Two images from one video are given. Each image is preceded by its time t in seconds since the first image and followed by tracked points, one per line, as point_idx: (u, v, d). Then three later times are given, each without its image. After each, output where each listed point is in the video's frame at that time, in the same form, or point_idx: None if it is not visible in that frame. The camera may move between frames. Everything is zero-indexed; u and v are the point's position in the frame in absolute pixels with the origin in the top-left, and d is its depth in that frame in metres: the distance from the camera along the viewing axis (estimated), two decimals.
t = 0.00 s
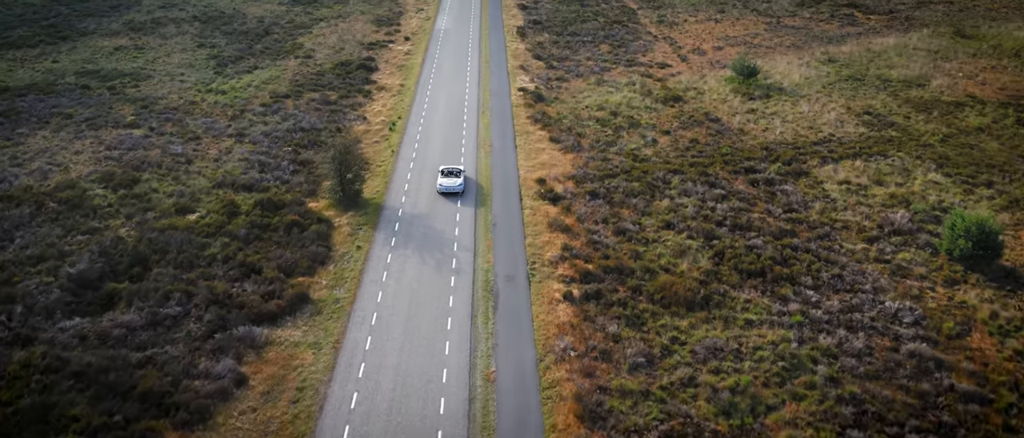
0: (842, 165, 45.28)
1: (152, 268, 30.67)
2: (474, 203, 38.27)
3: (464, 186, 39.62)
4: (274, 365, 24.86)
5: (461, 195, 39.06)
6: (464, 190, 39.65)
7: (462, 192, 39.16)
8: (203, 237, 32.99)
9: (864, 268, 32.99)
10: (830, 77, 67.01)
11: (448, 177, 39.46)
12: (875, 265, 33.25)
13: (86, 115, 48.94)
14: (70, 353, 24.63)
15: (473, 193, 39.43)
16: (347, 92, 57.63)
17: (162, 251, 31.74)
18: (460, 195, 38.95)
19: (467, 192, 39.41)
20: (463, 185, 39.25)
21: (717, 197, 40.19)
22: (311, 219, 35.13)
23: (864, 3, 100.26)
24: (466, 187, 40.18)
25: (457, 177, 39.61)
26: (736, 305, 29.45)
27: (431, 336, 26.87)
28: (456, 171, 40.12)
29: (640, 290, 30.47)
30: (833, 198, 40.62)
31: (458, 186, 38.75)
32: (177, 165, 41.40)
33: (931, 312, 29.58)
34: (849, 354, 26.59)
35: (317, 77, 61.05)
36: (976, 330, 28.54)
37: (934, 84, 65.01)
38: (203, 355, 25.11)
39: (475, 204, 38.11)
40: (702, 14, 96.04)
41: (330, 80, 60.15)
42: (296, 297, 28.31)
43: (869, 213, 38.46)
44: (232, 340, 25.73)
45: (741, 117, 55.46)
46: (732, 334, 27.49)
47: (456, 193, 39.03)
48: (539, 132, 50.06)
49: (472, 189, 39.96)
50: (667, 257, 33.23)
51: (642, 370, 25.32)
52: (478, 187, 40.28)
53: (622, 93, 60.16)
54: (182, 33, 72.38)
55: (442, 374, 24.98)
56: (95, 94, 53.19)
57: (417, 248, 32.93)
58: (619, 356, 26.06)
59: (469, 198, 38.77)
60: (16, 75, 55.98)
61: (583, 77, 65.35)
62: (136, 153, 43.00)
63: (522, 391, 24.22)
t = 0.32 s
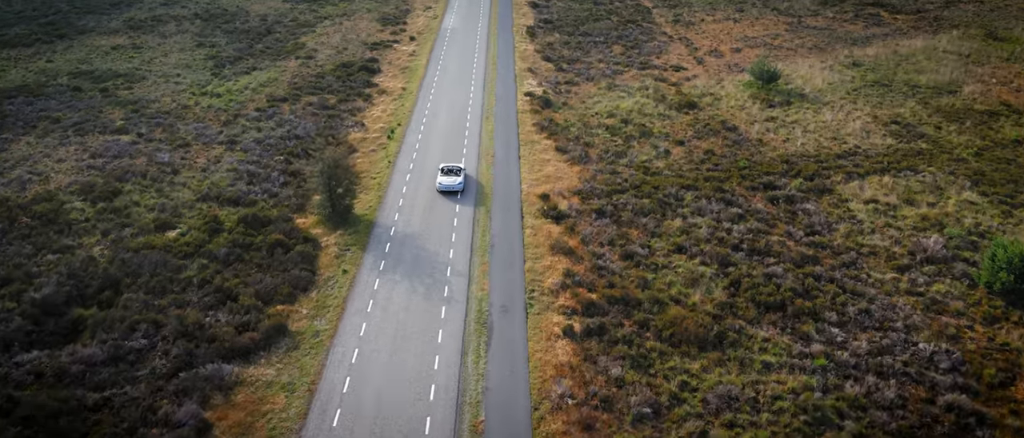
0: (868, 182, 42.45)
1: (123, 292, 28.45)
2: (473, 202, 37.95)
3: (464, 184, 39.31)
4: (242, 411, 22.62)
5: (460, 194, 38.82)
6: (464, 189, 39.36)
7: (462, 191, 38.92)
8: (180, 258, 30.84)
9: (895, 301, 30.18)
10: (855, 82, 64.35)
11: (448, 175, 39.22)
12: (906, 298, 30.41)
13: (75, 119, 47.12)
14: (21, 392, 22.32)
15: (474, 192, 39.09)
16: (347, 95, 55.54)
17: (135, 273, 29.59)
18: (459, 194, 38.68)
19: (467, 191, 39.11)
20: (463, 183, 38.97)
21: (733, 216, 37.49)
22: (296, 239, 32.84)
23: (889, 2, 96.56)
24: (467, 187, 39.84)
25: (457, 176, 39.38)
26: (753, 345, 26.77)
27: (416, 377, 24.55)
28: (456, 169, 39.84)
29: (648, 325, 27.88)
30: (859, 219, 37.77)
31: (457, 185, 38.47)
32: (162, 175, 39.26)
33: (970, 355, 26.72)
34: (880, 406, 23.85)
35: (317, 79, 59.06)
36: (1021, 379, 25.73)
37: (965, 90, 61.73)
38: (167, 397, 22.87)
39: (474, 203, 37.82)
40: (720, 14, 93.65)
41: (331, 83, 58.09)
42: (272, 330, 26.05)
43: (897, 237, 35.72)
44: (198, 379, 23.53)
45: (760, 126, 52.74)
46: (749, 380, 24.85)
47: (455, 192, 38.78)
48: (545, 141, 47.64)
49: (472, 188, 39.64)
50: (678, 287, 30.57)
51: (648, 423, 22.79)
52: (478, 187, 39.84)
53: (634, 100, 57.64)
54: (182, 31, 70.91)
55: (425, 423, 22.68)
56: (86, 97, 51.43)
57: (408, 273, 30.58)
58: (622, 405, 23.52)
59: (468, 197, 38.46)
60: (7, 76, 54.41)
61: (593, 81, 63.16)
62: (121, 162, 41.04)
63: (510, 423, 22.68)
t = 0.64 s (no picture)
0: (894, 199, 39.82)
1: (90, 317, 26.51)
2: (473, 200, 37.59)
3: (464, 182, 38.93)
4: None
5: (460, 191, 38.44)
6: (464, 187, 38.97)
7: (462, 188, 38.53)
8: (155, 278, 28.95)
9: (924, 338, 27.61)
10: (879, 88, 61.66)
11: (448, 173, 38.76)
12: (937, 335, 27.80)
13: (64, 122, 45.54)
14: None
15: (474, 189, 38.79)
16: (346, 99, 53.67)
17: (105, 294, 27.69)
18: (459, 192, 38.30)
19: (467, 189, 38.75)
20: (463, 181, 38.49)
21: (748, 236, 35.03)
22: (279, 257, 30.83)
23: (915, 2, 93.03)
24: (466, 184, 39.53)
25: (457, 173, 38.98)
26: (767, 388, 24.38)
27: (394, 422, 22.44)
28: (456, 168, 39.47)
29: (653, 363, 25.53)
30: (884, 242, 35.16)
31: (457, 183, 37.99)
32: (146, 185, 37.47)
33: (1009, 405, 24.15)
34: None
35: (317, 81, 57.31)
36: None
37: (997, 97, 58.56)
38: None
39: (474, 201, 37.50)
40: (738, 13, 91.90)
41: (331, 86, 56.28)
42: (244, 364, 24.01)
43: (926, 263, 33.14)
44: (159, 421, 21.55)
45: (778, 135, 50.16)
46: (763, 431, 22.48)
47: (455, 190, 38.36)
48: (550, 151, 45.38)
49: (472, 185, 39.35)
50: (687, 318, 28.18)
51: None
52: (478, 184, 39.50)
53: (645, 106, 55.28)
54: (183, 29, 69.81)
55: None
56: (78, 98, 49.91)
57: (394, 299, 28.42)
58: None
59: (468, 195, 38.10)
60: None
61: (603, 85, 61.09)
62: (106, 169, 39.33)
63: None
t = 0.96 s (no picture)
0: (926, 222, 36.73)
1: (48, 347, 24.42)
2: (473, 197, 37.36)
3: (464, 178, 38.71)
4: None
5: (460, 188, 38.20)
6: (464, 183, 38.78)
7: (462, 185, 38.30)
8: (121, 302, 26.97)
9: (961, 389, 24.72)
10: (910, 94, 58.16)
11: (448, 169, 38.51)
12: (975, 386, 24.89)
13: (51, 124, 43.98)
14: None
15: (474, 185, 38.66)
16: (346, 101, 51.59)
17: (65, 320, 25.69)
18: (459, 188, 38.08)
19: (467, 185, 38.58)
20: (463, 177, 38.27)
21: (765, 263, 32.25)
22: (256, 280, 28.68)
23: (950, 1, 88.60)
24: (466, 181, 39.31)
25: (457, 169, 38.63)
26: None
27: None
28: (456, 162, 39.15)
29: (655, 413, 22.96)
30: (915, 272, 32.18)
31: (457, 180, 37.73)
32: (126, 195, 35.64)
33: None
34: None
35: (317, 82, 55.38)
36: None
37: None
38: None
39: (475, 197, 37.34)
40: (760, 12, 88.81)
41: (331, 88, 54.28)
42: (203, 408, 21.86)
43: (961, 299, 30.13)
44: None
45: (800, 147, 47.09)
46: None
47: (455, 186, 38.16)
48: (555, 162, 42.84)
49: (473, 181, 39.29)
50: (694, 360, 25.52)
51: None
52: (479, 181, 39.33)
53: (658, 113, 52.51)
54: (185, 25, 68.52)
55: None
56: (69, 99, 48.39)
57: (375, 330, 26.17)
58: None
59: (468, 192, 37.85)
60: None
61: (615, 88, 58.48)
62: (88, 177, 37.59)
63: None
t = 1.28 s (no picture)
0: (960, 251, 33.61)
1: None
2: (474, 191, 37.31)
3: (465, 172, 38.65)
4: None
5: (461, 182, 38.09)
6: (465, 177, 38.69)
7: (463, 179, 38.19)
8: (80, 329, 25.16)
9: None
10: (945, 102, 54.51)
11: (449, 163, 38.45)
12: None
13: (38, 125, 42.56)
14: None
15: (476, 179, 38.68)
16: (345, 104, 49.54)
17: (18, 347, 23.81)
18: (460, 182, 38.00)
19: (468, 179, 38.51)
20: (464, 171, 38.24)
21: (781, 296, 29.51)
22: (227, 306, 26.72)
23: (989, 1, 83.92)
24: (468, 175, 39.28)
25: (457, 164, 38.61)
26: None
27: None
28: (457, 157, 39.08)
29: None
30: (948, 310, 29.20)
31: (457, 174, 37.70)
32: (104, 205, 33.96)
33: None
34: None
35: (317, 82, 53.49)
36: None
37: None
38: None
39: (476, 191, 37.30)
40: (785, 10, 85.12)
41: (330, 88, 52.35)
42: None
43: (1000, 343, 27.13)
44: None
45: (824, 160, 44.01)
46: None
47: (455, 181, 38.04)
48: (559, 175, 40.33)
49: (474, 174, 39.35)
50: (697, 412, 23.02)
51: None
52: (481, 175, 39.26)
53: (672, 120, 49.69)
54: (189, 20, 67.22)
55: None
56: (60, 98, 47.05)
57: (348, 367, 24.04)
58: None
59: (469, 186, 37.78)
60: None
61: (628, 92, 55.74)
62: (67, 184, 36.00)
63: None
